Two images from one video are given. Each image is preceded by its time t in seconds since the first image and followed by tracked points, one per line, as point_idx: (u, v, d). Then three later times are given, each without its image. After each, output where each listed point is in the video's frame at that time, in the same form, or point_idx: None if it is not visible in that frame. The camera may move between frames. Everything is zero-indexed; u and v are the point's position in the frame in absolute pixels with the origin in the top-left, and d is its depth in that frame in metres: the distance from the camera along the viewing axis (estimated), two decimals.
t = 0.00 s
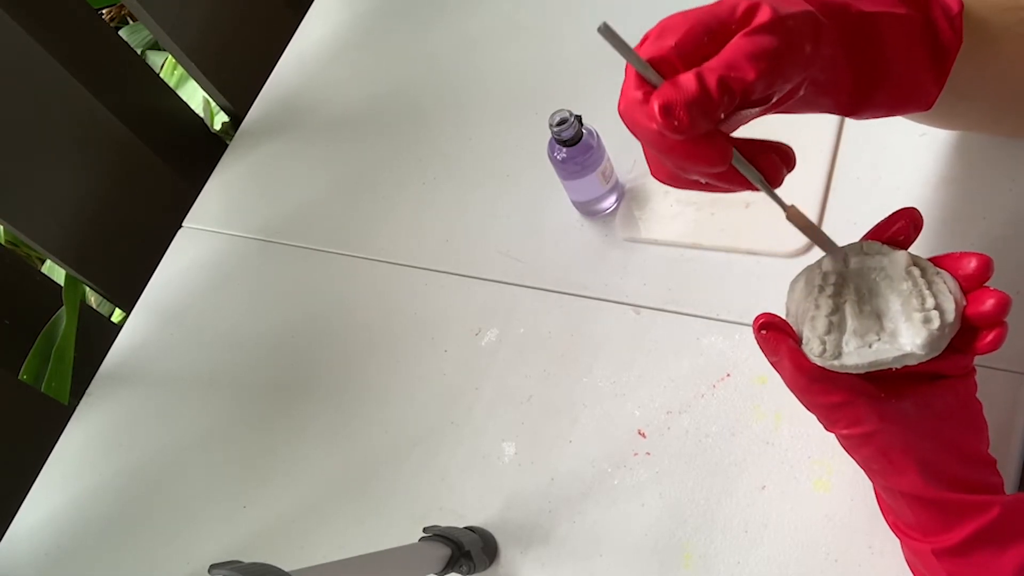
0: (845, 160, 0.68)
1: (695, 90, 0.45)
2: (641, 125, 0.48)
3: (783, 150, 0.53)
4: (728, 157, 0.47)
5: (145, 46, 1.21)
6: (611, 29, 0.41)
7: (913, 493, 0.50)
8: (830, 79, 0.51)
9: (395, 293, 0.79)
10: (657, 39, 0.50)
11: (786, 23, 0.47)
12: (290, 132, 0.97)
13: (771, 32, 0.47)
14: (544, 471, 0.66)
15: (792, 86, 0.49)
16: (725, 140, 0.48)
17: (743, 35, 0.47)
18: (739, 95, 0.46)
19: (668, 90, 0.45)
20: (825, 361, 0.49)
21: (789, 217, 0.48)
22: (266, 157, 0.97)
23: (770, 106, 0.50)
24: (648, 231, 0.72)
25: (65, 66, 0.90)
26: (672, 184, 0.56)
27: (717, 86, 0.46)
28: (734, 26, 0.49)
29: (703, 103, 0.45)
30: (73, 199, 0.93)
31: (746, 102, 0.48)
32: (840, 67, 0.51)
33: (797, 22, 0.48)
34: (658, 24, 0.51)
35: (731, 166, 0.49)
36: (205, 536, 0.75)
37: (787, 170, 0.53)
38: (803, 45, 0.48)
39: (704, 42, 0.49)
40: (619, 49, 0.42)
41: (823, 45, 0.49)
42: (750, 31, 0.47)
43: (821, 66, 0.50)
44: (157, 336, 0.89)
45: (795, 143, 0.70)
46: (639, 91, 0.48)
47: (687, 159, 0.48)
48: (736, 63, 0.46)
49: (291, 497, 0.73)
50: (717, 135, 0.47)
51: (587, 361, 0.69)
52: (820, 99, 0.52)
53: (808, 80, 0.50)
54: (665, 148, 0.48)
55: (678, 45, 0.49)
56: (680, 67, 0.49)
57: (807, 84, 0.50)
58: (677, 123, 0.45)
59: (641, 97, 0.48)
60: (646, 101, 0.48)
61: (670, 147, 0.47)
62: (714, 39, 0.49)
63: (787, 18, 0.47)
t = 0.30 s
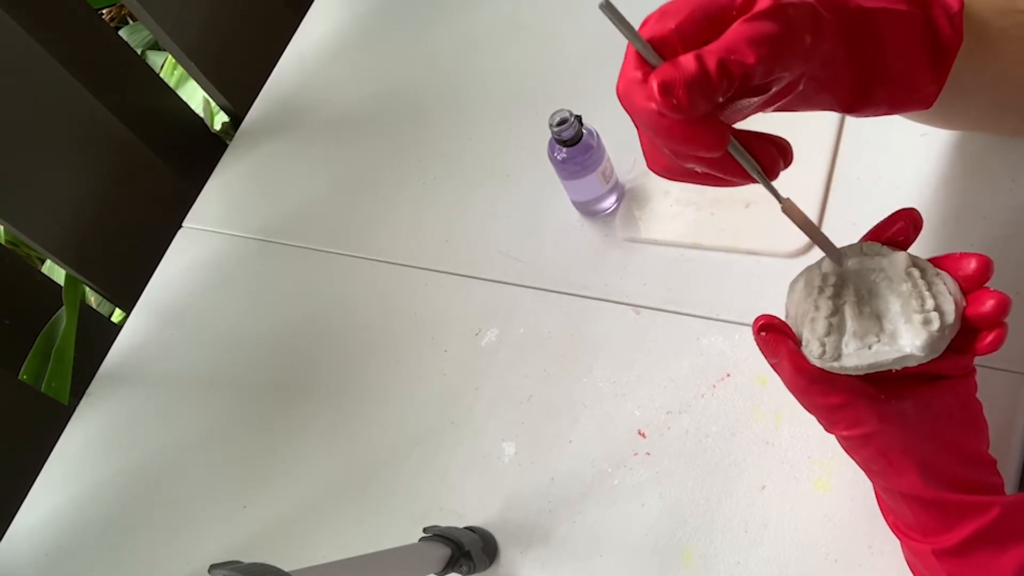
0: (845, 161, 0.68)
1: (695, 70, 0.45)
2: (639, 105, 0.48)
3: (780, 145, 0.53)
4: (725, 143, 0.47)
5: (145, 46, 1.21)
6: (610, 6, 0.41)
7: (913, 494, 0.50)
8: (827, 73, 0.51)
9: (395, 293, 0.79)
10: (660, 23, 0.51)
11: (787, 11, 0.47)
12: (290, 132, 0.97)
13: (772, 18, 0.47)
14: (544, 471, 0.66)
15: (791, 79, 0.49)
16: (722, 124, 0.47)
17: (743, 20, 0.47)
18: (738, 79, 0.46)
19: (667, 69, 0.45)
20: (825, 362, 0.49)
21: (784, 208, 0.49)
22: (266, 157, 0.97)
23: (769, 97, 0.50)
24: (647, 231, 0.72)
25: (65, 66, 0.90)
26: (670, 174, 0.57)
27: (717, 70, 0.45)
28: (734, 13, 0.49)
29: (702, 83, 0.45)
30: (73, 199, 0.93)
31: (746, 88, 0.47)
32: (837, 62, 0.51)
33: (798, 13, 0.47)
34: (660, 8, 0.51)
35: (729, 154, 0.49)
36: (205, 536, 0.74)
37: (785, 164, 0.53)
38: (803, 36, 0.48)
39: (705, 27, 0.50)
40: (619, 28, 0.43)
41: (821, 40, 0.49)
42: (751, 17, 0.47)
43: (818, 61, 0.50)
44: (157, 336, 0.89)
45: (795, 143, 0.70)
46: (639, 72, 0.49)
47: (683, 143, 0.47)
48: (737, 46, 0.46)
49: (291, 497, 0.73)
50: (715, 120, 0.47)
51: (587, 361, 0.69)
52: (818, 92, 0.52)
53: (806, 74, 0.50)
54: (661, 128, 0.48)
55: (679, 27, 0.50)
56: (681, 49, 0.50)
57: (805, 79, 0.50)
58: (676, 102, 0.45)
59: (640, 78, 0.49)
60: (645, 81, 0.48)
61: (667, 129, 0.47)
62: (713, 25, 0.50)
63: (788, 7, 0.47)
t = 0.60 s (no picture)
0: (845, 160, 0.68)
1: (705, 59, 0.44)
2: (646, 94, 0.47)
3: (780, 145, 0.52)
4: (731, 135, 0.46)
5: (145, 46, 1.21)
6: None
7: (913, 494, 0.50)
8: (830, 70, 0.50)
9: (395, 292, 0.80)
10: (667, 13, 0.49)
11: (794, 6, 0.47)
12: (290, 132, 0.97)
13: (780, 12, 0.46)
14: (544, 471, 0.66)
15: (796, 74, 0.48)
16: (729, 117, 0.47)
17: (751, 13, 0.46)
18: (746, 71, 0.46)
19: (676, 57, 0.45)
20: (824, 364, 0.49)
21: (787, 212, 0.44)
22: (266, 157, 0.97)
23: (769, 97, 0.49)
24: (647, 230, 0.72)
25: (67, 67, 0.90)
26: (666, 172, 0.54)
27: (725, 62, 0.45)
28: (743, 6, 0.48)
29: (712, 73, 0.44)
30: (73, 199, 0.93)
31: (751, 83, 0.47)
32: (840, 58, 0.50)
33: (804, 8, 0.47)
34: None
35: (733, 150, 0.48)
36: (205, 536, 0.74)
37: (786, 163, 0.52)
38: (808, 31, 0.47)
39: (713, 19, 0.48)
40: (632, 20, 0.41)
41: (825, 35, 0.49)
42: (758, 10, 0.46)
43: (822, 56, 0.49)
44: (157, 336, 0.89)
45: (795, 142, 0.70)
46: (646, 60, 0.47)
47: (689, 133, 0.46)
48: (745, 38, 0.45)
49: (291, 497, 0.73)
50: (721, 114, 0.46)
51: (587, 361, 0.69)
52: (820, 93, 0.51)
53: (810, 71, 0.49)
54: (667, 120, 0.46)
55: (687, 18, 0.48)
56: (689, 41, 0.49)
57: (806, 77, 0.49)
58: (685, 90, 0.44)
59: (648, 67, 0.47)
60: (653, 69, 0.47)
61: (675, 120, 0.46)
62: (722, 16, 0.48)
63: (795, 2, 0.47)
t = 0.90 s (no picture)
0: (845, 160, 0.68)
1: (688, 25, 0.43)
2: (631, 57, 0.46)
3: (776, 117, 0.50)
4: (714, 104, 0.46)
5: (145, 46, 1.21)
6: None
7: (914, 496, 0.50)
8: (835, 59, 0.49)
9: (395, 292, 0.80)
10: None
11: None
12: (290, 132, 0.97)
13: None
14: (544, 471, 0.66)
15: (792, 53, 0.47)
16: (711, 82, 0.46)
17: None
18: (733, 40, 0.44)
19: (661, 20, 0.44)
20: (824, 369, 0.49)
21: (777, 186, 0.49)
22: (266, 157, 0.97)
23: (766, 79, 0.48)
24: (647, 231, 0.72)
25: (66, 67, 0.90)
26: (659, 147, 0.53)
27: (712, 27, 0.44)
28: None
29: (695, 39, 0.43)
30: (73, 199, 0.93)
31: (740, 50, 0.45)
32: (846, 50, 0.48)
33: None
34: None
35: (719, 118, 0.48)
36: (205, 536, 0.74)
37: (778, 138, 0.51)
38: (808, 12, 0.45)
39: None
40: None
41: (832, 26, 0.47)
42: None
43: (825, 46, 0.47)
44: (157, 336, 0.89)
45: (796, 142, 0.70)
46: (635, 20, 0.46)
47: (675, 101, 0.46)
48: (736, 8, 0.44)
49: (291, 497, 0.73)
50: (706, 81, 0.46)
51: (587, 361, 0.69)
52: (822, 80, 0.50)
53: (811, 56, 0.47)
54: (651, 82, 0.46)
55: None
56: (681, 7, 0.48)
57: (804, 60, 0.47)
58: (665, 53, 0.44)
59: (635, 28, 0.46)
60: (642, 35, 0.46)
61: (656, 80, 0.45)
62: None
63: None
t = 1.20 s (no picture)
0: (845, 161, 0.68)
1: (769, 26, 0.41)
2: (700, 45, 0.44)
3: (812, 108, 0.50)
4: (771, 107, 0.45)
5: (145, 46, 1.21)
6: None
7: (921, 501, 0.49)
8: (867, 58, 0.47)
9: (395, 292, 0.80)
10: None
11: None
12: (290, 132, 0.97)
13: None
14: (544, 471, 0.66)
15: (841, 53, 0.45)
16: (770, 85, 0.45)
17: None
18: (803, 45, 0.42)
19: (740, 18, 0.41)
20: (855, 361, 0.48)
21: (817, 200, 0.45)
22: (266, 157, 0.97)
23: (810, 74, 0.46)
24: (647, 231, 0.72)
25: (66, 67, 0.90)
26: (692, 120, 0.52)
27: (790, 29, 0.41)
28: None
29: (772, 42, 0.41)
30: (73, 199, 0.93)
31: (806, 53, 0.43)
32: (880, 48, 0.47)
33: None
34: None
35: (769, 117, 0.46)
36: (205, 536, 0.74)
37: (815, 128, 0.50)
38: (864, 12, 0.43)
39: None
40: None
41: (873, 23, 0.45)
42: None
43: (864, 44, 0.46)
44: (157, 336, 0.89)
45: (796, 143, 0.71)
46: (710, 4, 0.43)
47: (732, 99, 0.45)
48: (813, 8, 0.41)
49: (291, 497, 0.73)
50: (768, 81, 0.45)
51: (587, 361, 0.69)
52: (851, 76, 0.48)
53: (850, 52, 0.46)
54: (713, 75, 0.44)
55: None
56: None
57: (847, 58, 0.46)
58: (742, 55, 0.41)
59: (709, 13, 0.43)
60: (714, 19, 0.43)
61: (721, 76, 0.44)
62: None
63: None
